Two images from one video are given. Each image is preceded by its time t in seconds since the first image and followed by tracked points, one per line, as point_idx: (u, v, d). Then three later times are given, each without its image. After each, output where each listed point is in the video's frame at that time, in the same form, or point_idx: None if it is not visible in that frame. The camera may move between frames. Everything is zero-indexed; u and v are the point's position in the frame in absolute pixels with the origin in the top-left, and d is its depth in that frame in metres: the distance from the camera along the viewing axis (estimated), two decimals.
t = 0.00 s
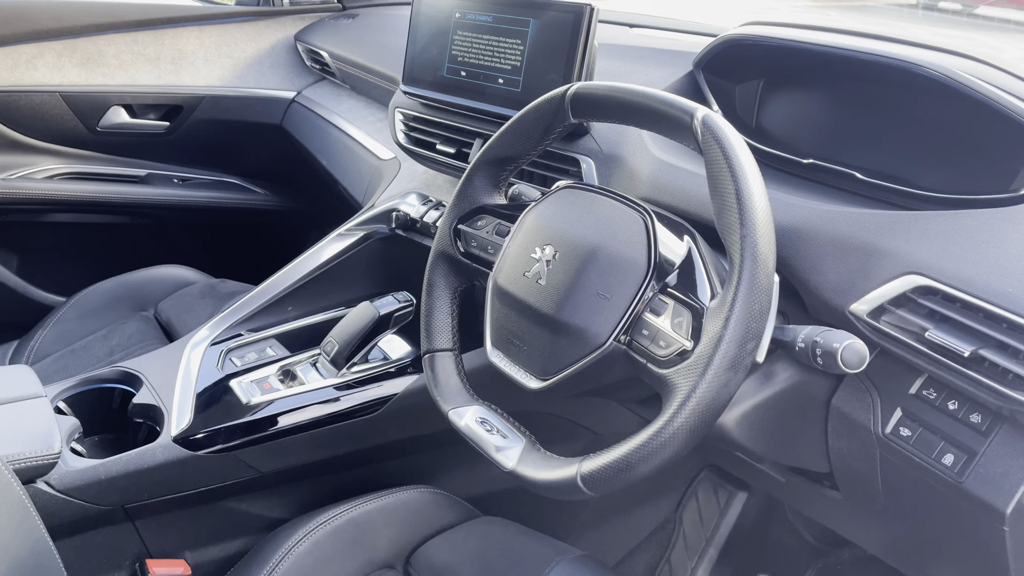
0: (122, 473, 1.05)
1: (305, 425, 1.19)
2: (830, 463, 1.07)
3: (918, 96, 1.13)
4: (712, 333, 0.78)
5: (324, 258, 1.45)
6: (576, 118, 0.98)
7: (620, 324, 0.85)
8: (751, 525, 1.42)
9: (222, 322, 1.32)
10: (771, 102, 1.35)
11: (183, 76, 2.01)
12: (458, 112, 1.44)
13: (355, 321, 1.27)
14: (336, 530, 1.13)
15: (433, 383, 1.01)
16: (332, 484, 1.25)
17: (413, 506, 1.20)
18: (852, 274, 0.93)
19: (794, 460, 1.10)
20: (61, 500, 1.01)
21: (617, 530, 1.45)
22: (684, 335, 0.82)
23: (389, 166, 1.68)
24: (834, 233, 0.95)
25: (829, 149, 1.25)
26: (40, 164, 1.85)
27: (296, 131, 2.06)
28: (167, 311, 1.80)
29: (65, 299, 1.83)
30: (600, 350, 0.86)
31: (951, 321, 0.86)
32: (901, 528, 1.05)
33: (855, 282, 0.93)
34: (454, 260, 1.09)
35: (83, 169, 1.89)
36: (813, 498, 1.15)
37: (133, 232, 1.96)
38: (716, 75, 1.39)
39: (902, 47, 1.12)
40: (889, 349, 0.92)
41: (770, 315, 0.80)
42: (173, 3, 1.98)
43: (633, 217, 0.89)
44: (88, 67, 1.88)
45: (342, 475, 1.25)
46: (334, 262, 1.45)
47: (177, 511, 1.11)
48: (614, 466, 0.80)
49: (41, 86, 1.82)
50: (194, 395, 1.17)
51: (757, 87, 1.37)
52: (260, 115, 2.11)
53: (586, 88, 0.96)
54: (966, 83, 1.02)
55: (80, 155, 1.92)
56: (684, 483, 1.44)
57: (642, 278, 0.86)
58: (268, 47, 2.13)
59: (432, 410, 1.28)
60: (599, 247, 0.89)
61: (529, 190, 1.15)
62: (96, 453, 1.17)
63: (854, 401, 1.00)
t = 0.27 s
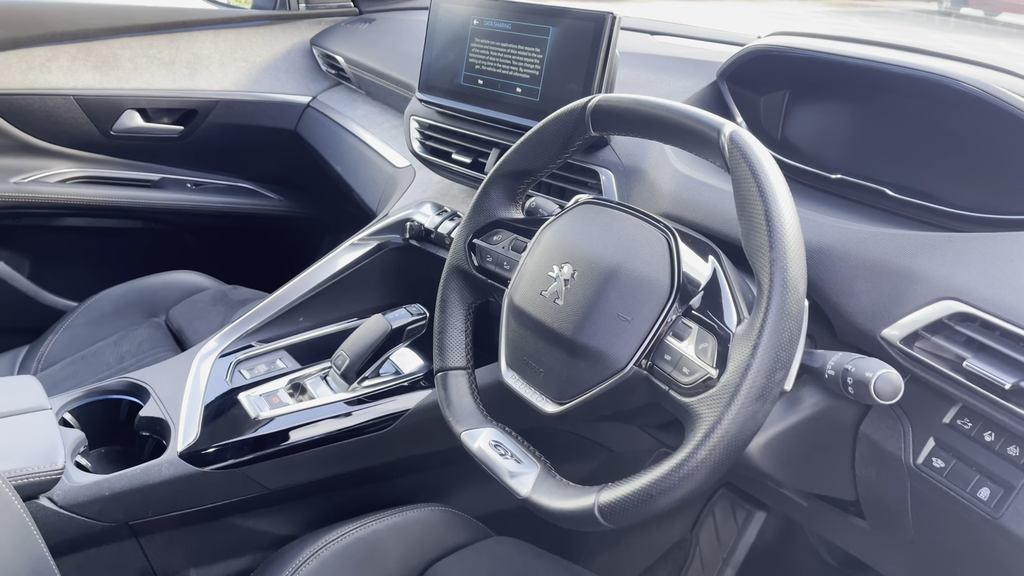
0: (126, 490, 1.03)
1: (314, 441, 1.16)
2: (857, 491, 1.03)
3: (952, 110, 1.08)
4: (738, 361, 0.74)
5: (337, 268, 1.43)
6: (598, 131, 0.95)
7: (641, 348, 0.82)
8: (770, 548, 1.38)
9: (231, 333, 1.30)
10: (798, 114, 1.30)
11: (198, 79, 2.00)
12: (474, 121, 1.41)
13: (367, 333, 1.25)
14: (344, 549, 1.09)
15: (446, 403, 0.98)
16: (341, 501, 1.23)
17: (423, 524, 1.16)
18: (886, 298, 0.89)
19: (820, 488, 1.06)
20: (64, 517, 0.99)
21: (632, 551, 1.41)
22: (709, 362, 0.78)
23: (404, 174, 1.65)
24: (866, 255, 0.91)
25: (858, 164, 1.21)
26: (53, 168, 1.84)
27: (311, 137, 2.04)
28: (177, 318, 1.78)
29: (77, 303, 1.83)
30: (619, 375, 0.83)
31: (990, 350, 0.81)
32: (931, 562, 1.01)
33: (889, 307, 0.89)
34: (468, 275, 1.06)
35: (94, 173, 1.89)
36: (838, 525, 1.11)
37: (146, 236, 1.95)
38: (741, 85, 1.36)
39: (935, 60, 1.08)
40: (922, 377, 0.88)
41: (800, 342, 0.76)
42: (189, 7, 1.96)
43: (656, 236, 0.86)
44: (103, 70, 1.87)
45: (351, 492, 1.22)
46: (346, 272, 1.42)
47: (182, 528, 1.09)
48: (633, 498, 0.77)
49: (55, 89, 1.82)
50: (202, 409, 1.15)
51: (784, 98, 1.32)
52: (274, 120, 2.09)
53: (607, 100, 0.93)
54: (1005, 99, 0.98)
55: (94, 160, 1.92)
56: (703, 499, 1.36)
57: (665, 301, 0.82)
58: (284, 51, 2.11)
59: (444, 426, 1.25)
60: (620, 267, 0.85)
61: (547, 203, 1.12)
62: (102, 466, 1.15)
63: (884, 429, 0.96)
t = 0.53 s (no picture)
0: (134, 506, 1.01)
1: (326, 458, 1.13)
2: (890, 521, 0.99)
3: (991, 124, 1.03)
4: (771, 392, 0.71)
5: (352, 278, 1.40)
6: (623, 144, 0.91)
7: (668, 374, 0.79)
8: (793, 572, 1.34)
9: (244, 344, 1.28)
10: (828, 126, 1.25)
11: (216, 84, 1.98)
12: (494, 130, 1.38)
13: (382, 347, 1.21)
14: (355, 570, 1.06)
15: (462, 424, 0.94)
16: (354, 519, 1.20)
17: (437, 544, 1.12)
18: (925, 323, 0.85)
19: (850, 518, 1.02)
20: (70, 534, 0.97)
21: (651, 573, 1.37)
22: (739, 391, 0.75)
23: (422, 182, 1.62)
24: (904, 276, 0.88)
25: (890, 178, 1.16)
26: (70, 172, 1.83)
27: (329, 143, 2.02)
28: (192, 325, 1.76)
29: (91, 309, 1.81)
30: (644, 401, 0.79)
31: None
32: None
33: (928, 332, 0.85)
34: (486, 291, 1.02)
35: (111, 178, 1.88)
36: (867, 555, 1.07)
37: (162, 242, 1.94)
38: (769, 96, 1.32)
39: (974, 72, 1.04)
40: (962, 407, 0.84)
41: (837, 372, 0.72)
42: (207, 11, 1.95)
43: (684, 256, 0.82)
44: (120, 74, 1.86)
45: (364, 510, 1.19)
46: (362, 283, 1.40)
47: (191, 546, 1.06)
48: (657, 533, 0.73)
49: (73, 93, 1.81)
50: (213, 423, 1.12)
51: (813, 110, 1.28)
52: (293, 125, 2.07)
53: (634, 112, 0.89)
54: None
55: (111, 164, 1.91)
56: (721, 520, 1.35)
57: (693, 324, 0.79)
58: (303, 56, 2.09)
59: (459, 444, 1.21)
60: (646, 287, 0.82)
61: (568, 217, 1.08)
62: (111, 479, 1.12)
63: (921, 459, 0.92)
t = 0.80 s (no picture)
0: (144, 516, 0.99)
1: (341, 470, 1.10)
2: (925, 545, 0.95)
3: None
4: (806, 414, 0.67)
5: (370, 285, 1.38)
6: (650, 151, 0.88)
7: (696, 392, 0.75)
8: None
9: (258, 352, 1.25)
10: (858, 134, 1.22)
11: (236, 87, 1.97)
12: (515, 135, 1.35)
13: (398, 356, 1.19)
14: None
15: (480, 439, 0.91)
16: (368, 531, 1.17)
17: (454, 559, 1.09)
18: (967, 342, 0.82)
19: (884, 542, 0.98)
20: (79, 545, 0.95)
21: None
22: (772, 413, 0.71)
23: (441, 188, 1.60)
24: (944, 292, 0.84)
25: (925, 187, 1.11)
26: (89, 174, 1.83)
27: (347, 146, 2.00)
28: (208, 330, 1.75)
29: (108, 312, 1.81)
30: (671, 420, 0.76)
31: None
32: None
33: (969, 352, 0.82)
34: (506, 301, 0.99)
35: (131, 180, 1.88)
36: None
37: (179, 245, 1.93)
38: (799, 102, 1.28)
39: (1014, 77, 0.99)
40: (1006, 430, 0.81)
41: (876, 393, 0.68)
42: (228, 14, 1.94)
43: (713, 269, 0.79)
44: (140, 77, 1.85)
45: (378, 522, 1.17)
46: (379, 290, 1.37)
47: (202, 557, 1.04)
48: (684, 560, 0.70)
49: (92, 95, 1.80)
50: (226, 432, 1.10)
51: (844, 117, 1.24)
52: (311, 129, 2.06)
53: (661, 118, 0.86)
54: None
55: (130, 167, 1.90)
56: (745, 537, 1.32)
57: (722, 341, 0.75)
58: (323, 59, 2.08)
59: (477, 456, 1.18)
60: (673, 301, 0.78)
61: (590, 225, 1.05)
62: (123, 488, 1.10)
63: (960, 483, 0.88)
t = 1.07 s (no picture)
0: (147, 535, 0.99)
1: (346, 489, 1.08)
2: None
3: None
4: (825, 449, 0.64)
5: (380, 298, 1.36)
6: (664, 168, 0.85)
7: (710, 421, 0.73)
8: None
9: (265, 366, 1.24)
10: (881, 148, 1.18)
11: (249, 95, 1.96)
12: (528, 147, 1.33)
13: (406, 373, 1.16)
14: None
15: (486, 463, 0.89)
16: (374, 550, 1.15)
17: None
18: (995, 372, 0.80)
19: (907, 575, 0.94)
20: (81, 563, 0.95)
21: None
22: (790, 446, 0.68)
23: (453, 199, 1.57)
24: (970, 320, 0.82)
25: (949, 204, 1.07)
26: (102, 182, 1.83)
27: (360, 155, 1.99)
28: (219, 339, 1.74)
29: (120, 321, 1.80)
30: (684, 450, 0.73)
31: None
32: None
33: (998, 381, 0.80)
34: (516, 320, 0.97)
35: (145, 189, 1.88)
36: None
37: (192, 253, 1.92)
38: (820, 116, 1.25)
39: None
40: None
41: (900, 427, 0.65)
42: (242, 21, 1.94)
43: (729, 293, 0.76)
44: (154, 85, 1.85)
45: (385, 541, 1.15)
46: (389, 303, 1.36)
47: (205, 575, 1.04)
48: None
49: (106, 103, 1.80)
50: (231, 450, 1.09)
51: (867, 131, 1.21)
52: (325, 137, 2.04)
53: (677, 134, 0.83)
54: None
55: (143, 174, 1.90)
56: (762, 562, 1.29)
57: (738, 368, 0.72)
58: (337, 67, 2.06)
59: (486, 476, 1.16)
60: (686, 326, 0.75)
61: (603, 241, 1.02)
62: (126, 505, 1.09)
63: (986, 519, 0.85)
